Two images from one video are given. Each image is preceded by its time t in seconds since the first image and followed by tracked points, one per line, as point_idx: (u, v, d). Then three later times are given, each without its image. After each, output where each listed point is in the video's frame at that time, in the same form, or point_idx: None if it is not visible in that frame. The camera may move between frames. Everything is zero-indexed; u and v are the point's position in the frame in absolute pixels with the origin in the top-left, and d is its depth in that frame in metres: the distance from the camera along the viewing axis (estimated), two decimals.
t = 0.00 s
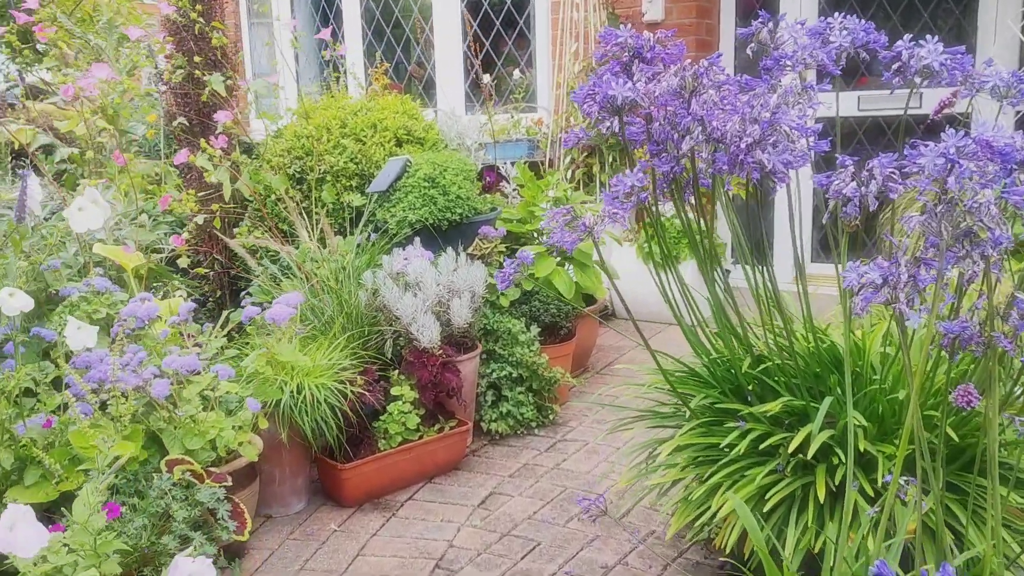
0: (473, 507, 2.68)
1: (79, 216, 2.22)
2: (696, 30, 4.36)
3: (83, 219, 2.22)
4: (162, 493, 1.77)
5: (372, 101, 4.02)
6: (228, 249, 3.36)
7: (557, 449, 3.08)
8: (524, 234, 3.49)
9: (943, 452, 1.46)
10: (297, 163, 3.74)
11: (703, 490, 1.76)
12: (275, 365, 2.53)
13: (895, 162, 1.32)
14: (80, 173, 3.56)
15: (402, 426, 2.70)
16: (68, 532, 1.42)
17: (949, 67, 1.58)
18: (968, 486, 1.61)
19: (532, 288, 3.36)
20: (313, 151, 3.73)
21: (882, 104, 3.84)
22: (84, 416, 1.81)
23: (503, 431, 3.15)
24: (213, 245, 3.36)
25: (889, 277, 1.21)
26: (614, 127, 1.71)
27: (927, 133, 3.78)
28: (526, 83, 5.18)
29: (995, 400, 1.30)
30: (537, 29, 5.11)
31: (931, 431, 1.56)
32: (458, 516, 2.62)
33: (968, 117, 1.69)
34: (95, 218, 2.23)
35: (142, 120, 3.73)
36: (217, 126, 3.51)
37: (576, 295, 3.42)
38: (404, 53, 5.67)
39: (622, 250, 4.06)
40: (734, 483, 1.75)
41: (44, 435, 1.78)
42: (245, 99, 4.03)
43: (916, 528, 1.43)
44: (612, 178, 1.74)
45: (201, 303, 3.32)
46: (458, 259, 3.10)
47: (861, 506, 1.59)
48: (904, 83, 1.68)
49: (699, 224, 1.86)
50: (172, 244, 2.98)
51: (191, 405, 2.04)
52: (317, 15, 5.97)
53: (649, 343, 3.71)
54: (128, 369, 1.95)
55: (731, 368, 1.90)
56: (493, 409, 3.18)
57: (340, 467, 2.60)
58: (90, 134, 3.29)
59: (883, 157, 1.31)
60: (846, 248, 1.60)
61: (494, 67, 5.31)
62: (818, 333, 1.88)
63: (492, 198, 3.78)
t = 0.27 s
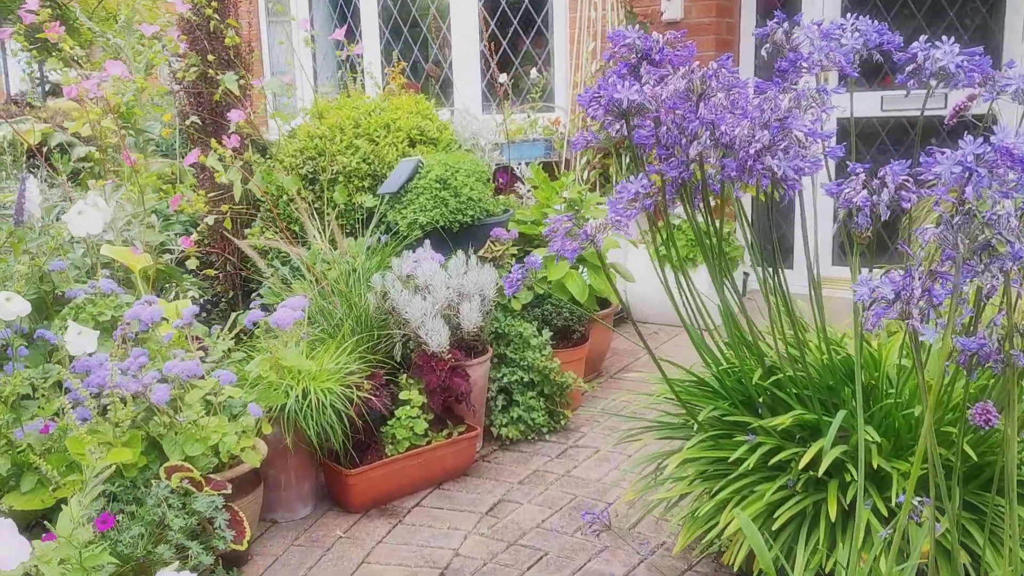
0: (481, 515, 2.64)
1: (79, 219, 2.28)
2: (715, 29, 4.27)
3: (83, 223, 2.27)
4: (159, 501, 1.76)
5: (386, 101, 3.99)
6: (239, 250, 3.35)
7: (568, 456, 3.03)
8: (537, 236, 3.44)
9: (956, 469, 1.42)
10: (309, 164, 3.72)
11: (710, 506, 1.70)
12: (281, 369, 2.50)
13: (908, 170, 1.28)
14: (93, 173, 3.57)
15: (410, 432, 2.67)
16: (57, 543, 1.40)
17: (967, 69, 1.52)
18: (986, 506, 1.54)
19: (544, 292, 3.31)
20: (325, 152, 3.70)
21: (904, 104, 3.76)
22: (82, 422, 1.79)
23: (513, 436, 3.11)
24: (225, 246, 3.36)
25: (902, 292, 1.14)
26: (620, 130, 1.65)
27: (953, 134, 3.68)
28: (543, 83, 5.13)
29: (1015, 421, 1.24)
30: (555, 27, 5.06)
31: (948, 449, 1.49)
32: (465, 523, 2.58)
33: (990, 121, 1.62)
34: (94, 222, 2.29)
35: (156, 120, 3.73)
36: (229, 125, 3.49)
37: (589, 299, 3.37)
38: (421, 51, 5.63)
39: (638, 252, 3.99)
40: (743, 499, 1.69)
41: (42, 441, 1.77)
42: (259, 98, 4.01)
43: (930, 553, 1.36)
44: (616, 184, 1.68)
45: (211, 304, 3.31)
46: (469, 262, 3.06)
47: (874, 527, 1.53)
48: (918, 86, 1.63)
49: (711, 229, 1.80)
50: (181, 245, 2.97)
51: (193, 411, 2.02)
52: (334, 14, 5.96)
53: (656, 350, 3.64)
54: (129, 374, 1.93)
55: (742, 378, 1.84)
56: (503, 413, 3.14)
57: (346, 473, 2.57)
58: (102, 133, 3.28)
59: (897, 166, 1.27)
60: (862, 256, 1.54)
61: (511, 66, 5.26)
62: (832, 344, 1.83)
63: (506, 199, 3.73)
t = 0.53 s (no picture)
0: (483, 522, 2.60)
1: (68, 221, 2.23)
2: (732, 28, 4.18)
3: (72, 225, 2.22)
4: (150, 509, 1.75)
5: (396, 101, 3.96)
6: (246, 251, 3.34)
7: (575, 462, 2.98)
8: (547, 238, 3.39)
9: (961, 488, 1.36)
10: (318, 164, 3.69)
11: (709, 521, 1.65)
12: (281, 373, 2.48)
13: (916, 178, 1.22)
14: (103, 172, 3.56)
15: (413, 437, 2.64)
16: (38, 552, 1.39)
17: (984, 72, 1.46)
18: (995, 528, 1.47)
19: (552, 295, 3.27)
20: (334, 152, 3.68)
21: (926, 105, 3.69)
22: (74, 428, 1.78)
23: (519, 441, 3.07)
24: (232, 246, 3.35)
25: (902, 307, 1.08)
26: (619, 133, 1.60)
27: (977, 136, 3.59)
28: (557, 82, 5.07)
29: None
30: (570, 27, 5.00)
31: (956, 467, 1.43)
32: (467, 531, 2.54)
33: (1007, 125, 1.55)
34: (83, 223, 2.24)
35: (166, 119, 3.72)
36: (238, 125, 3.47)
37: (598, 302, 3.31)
38: (436, 50, 5.59)
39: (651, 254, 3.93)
40: (743, 515, 1.64)
41: (32, 446, 1.76)
42: (270, 97, 3.99)
43: None
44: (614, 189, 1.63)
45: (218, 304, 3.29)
46: (476, 264, 3.02)
47: (877, 547, 1.47)
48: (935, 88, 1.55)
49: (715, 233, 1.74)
50: (186, 246, 2.96)
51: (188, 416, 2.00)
52: (349, 12, 5.93)
53: (661, 357, 3.58)
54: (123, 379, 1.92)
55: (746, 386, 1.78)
56: (509, 418, 3.10)
57: (346, 478, 2.54)
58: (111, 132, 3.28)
59: (902, 175, 1.21)
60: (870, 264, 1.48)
61: (525, 66, 5.21)
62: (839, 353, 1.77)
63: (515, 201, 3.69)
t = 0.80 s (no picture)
0: (479, 531, 2.55)
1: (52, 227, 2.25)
2: (745, 28, 4.10)
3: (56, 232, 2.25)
4: (133, 519, 1.73)
5: (402, 102, 3.93)
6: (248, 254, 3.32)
7: (576, 471, 2.93)
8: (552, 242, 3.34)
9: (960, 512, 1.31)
10: (322, 166, 3.67)
11: (700, 540, 1.60)
12: (276, 379, 2.45)
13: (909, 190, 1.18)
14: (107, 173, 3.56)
15: (410, 444, 2.60)
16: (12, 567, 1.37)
17: (990, 77, 1.39)
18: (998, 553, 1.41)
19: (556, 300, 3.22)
20: (338, 154, 3.65)
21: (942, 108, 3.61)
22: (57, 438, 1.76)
23: (520, 449, 3.02)
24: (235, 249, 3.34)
25: (893, 327, 1.03)
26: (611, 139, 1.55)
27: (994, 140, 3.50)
28: (567, 83, 5.02)
29: None
30: (581, 27, 4.95)
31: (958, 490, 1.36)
32: (463, 541, 2.50)
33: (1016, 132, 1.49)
34: (67, 229, 2.26)
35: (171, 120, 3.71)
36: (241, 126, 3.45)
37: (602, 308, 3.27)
38: (446, 50, 5.56)
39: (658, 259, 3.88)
40: (736, 534, 1.58)
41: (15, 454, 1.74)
42: (275, 98, 3.97)
43: None
44: (605, 198, 1.59)
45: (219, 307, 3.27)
46: (477, 269, 2.98)
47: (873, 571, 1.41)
48: (938, 93, 1.50)
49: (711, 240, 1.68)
50: (186, 249, 2.94)
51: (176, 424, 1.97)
52: (360, 12, 5.91)
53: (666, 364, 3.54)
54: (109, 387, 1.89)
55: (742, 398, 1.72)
56: (510, 425, 3.05)
57: (342, 485, 2.51)
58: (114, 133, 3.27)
59: (896, 188, 1.16)
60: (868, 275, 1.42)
61: (535, 66, 5.16)
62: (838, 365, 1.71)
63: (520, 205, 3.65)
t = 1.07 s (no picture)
0: (474, 537, 2.52)
1: (28, 228, 2.23)
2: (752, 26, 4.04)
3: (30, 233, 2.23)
4: (113, 524, 1.70)
5: (403, 101, 3.90)
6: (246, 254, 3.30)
7: (574, 476, 2.88)
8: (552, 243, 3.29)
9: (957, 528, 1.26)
10: (322, 166, 3.64)
11: (690, 551, 1.56)
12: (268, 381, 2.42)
13: (902, 195, 1.13)
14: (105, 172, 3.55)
15: (404, 448, 2.57)
16: None
17: (989, 76, 1.34)
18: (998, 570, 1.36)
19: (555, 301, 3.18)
20: (338, 154, 3.62)
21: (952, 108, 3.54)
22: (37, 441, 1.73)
23: (517, 452, 2.98)
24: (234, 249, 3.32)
25: (880, 338, 0.98)
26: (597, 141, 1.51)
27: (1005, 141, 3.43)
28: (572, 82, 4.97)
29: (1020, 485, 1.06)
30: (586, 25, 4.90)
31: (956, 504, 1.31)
32: (457, 547, 2.46)
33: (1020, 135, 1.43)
34: (42, 229, 2.23)
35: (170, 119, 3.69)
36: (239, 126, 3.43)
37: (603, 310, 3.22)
38: (451, 49, 5.52)
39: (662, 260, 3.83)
40: (728, 546, 1.54)
41: None
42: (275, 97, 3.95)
43: None
44: (594, 199, 1.54)
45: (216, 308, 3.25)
46: (475, 270, 2.95)
47: None
48: (937, 93, 1.45)
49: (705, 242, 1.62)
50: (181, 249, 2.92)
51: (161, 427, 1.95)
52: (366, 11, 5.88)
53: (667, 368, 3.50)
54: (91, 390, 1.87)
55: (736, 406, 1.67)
56: (508, 428, 3.01)
57: (335, 489, 2.48)
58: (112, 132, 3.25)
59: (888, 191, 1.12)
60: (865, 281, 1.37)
61: (541, 65, 5.11)
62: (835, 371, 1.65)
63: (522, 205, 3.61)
